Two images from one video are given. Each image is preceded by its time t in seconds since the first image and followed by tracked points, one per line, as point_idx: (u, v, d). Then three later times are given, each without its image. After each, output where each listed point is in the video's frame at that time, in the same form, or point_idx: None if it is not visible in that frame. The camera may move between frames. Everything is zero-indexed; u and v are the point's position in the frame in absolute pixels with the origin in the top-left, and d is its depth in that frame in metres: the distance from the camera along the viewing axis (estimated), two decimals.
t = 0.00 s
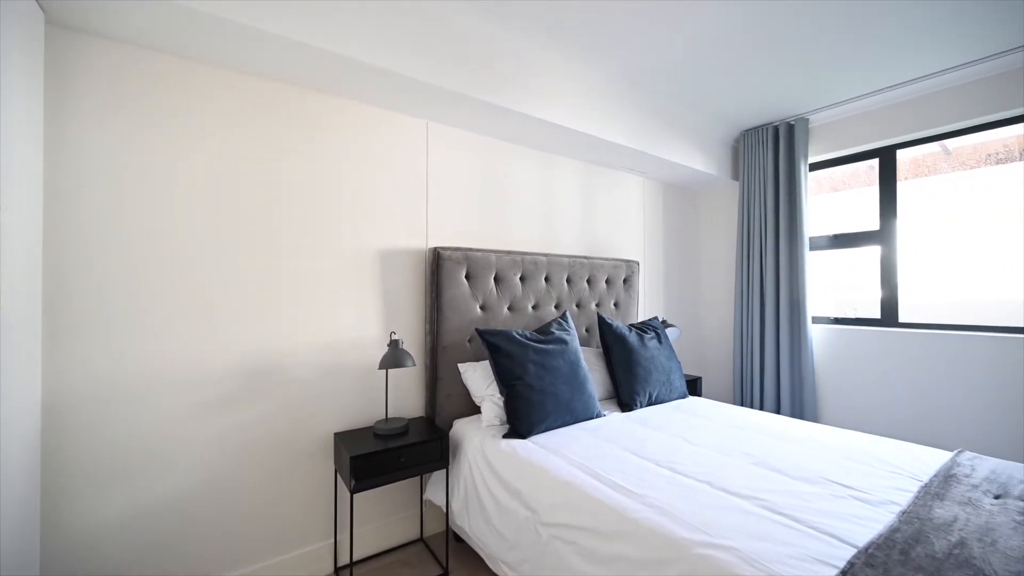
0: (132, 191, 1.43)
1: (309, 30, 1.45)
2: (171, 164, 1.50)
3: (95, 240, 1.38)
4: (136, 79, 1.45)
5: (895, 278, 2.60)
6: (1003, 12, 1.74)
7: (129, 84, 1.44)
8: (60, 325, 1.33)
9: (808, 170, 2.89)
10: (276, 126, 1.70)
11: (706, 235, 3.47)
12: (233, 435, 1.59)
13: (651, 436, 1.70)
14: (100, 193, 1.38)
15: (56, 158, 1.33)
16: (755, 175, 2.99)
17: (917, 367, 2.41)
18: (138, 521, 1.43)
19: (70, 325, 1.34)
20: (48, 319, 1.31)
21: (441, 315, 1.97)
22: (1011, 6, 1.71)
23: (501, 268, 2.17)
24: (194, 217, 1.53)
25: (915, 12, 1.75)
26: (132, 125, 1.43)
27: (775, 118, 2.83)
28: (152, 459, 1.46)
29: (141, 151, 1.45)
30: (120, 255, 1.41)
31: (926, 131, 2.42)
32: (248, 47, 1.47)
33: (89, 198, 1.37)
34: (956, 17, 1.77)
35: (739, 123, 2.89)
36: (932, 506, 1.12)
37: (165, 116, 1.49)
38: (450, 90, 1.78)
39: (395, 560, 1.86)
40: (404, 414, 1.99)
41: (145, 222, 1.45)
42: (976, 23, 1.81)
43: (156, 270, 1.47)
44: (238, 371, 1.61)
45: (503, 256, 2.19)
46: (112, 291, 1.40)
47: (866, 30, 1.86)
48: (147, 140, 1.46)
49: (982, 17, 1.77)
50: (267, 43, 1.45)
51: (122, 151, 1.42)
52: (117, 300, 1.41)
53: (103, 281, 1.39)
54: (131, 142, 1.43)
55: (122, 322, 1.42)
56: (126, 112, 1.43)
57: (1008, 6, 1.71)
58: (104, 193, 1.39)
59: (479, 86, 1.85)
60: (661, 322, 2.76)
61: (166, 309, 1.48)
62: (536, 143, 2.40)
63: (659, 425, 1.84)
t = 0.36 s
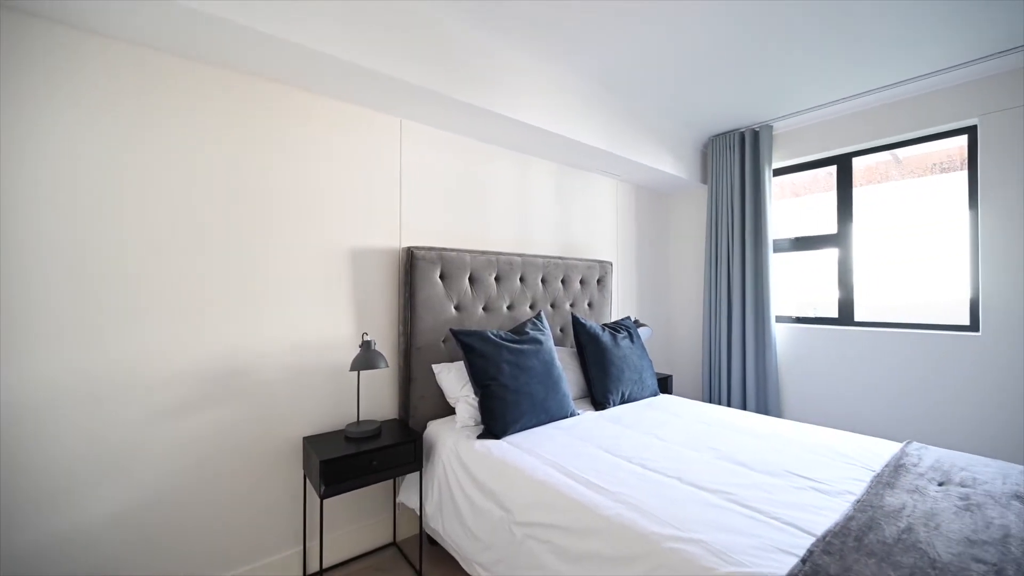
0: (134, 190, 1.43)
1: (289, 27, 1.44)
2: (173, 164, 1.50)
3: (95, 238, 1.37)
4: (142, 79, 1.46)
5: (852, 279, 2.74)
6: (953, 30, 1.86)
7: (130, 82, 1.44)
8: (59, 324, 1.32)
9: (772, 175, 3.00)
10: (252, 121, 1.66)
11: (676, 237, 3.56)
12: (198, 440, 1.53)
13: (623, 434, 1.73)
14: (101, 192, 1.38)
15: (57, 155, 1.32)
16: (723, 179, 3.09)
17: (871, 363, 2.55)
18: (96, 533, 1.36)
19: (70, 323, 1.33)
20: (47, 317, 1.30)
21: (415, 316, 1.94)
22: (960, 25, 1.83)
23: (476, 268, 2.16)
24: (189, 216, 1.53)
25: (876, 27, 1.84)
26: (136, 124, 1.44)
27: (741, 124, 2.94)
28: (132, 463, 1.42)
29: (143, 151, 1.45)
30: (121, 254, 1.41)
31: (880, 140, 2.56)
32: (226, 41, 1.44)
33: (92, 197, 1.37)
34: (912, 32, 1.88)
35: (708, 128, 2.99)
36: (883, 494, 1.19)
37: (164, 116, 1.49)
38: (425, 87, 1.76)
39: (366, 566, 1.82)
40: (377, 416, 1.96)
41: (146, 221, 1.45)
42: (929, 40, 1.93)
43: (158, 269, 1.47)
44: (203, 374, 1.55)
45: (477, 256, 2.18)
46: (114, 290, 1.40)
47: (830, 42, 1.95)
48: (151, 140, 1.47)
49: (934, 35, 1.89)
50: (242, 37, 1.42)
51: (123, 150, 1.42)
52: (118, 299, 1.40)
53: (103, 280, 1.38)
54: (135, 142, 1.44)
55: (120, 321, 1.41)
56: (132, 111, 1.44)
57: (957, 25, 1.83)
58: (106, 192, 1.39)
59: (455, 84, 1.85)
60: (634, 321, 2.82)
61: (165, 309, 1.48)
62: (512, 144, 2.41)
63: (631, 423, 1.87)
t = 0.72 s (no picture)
0: (138, 191, 1.43)
1: (265, 21, 1.40)
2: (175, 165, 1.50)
3: (96, 238, 1.36)
4: (145, 79, 1.46)
5: (822, 280, 2.84)
6: (919, 41, 1.95)
7: (128, 81, 1.43)
8: (60, 324, 1.31)
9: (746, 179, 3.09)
10: (233, 118, 1.63)
11: (654, 237, 3.62)
12: (169, 446, 1.48)
13: (602, 432, 1.74)
14: (102, 192, 1.38)
15: (58, 155, 1.31)
16: (700, 182, 3.17)
17: (839, 360, 2.65)
18: (64, 542, 1.31)
19: (70, 324, 1.32)
20: (49, 317, 1.29)
21: (395, 316, 1.92)
22: (925, 37, 1.91)
23: (457, 268, 2.15)
24: (187, 217, 1.52)
25: (849, 35, 1.91)
26: (139, 125, 1.44)
27: (717, 129, 3.02)
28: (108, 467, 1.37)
29: (145, 152, 1.45)
30: (123, 255, 1.41)
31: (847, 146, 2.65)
32: (202, 35, 1.40)
33: (95, 197, 1.36)
34: (882, 41, 1.95)
35: (685, 132, 3.05)
36: (850, 487, 1.24)
37: (165, 116, 1.49)
38: (404, 84, 1.74)
39: (344, 571, 1.79)
40: (355, 418, 1.92)
41: (149, 222, 1.45)
42: (896, 49, 2.01)
43: (162, 270, 1.47)
44: (175, 376, 1.50)
45: (458, 256, 2.17)
46: (116, 290, 1.40)
47: (805, 49, 2.01)
48: (153, 142, 1.46)
49: (901, 45, 1.97)
50: (217, 28, 1.37)
51: (126, 150, 1.42)
52: (119, 300, 1.40)
53: (105, 280, 1.38)
54: (138, 142, 1.44)
55: (122, 322, 1.40)
56: (135, 112, 1.44)
57: (923, 36, 1.91)
58: (109, 193, 1.39)
59: (435, 83, 1.84)
60: (613, 321, 2.85)
61: (165, 310, 1.48)
62: (492, 143, 2.40)
63: (610, 422, 1.89)
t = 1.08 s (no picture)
0: (140, 191, 1.43)
1: (240, 12, 1.36)
2: (175, 165, 1.50)
3: (97, 238, 1.35)
4: (145, 79, 1.45)
5: (793, 281, 2.93)
6: (886, 49, 2.03)
7: (122, 80, 1.41)
8: (60, 325, 1.29)
9: (722, 181, 3.16)
10: (221, 116, 1.60)
11: (633, 238, 3.68)
12: (138, 452, 1.41)
13: (582, 431, 1.76)
14: (101, 191, 1.36)
15: (58, 155, 1.30)
16: (678, 184, 3.23)
17: (810, 358, 2.74)
18: (33, 552, 1.25)
19: (71, 325, 1.31)
20: (49, 317, 1.28)
21: (374, 316, 1.89)
22: (891, 46, 2.00)
23: (437, 268, 2.14)
24: (181, 216, 1.51)
25: (822, 42, 1.97)
26: (140, 125, 1.43)
27: (694, 132, 3.08)
28: (75, 475, 1.30)
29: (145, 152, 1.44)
30: (123, 255, 1.39)
31: (818, 151, 2.75)
32: (179, 26, 1.35)
33: (95, 196, 1.35)
34: (852, 48, 2.02)
35: (664, 135, 3.11)
36: (819, 480, 1.29)
37: (163, 115, 1.48)
38: (387, 83, 1.73)
39: None
40: (332, 421, 1.89)
41: (149, 222, 1.44)
42: (864, 57, 2.09)
43: (162, 270, 1.47)
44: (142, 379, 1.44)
45: (439, 256, 2.16)
46: (115, 291, 1.38)
47: (781, 54, 2.07)
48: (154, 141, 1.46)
49: (869, 53, 2.06)
50: (188, 18, 1.32)
51: (126, 149, 1.40)
52: (119, 300, 1.39)
53: (105, 280, 1.36)
54: (137, 142, 1.43)
55: (122, 322, 1.39)
56: (138, 111, 1.43)
57: (890, 45, 1.99)
58: (109, 192, 1.37)
59: (415, 80, 1.82)
60: (593, 321, 2.88)
61: (164, 310, 1.47)
62: (474, 143, 2.40)
63: (589, 421, 1.91)
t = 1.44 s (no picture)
0: (139, 192, 1.45)
1: (214, 7, 1.33)
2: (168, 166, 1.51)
3: (97, 238, 1.37)
4: (144, 81, 1.47)
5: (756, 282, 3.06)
6: (840, 64, 2.15)
7: (119, 81, 1.42)
8: (61, 324, 1.31)
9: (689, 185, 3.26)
10: (207, 117, 1.60)
11: (605, 239, 3.74)
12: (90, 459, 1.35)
13: (555, 430, 1.78)
14: (101, 191, 1.38)
15: (57, 155, 1.31)
16: (647, 187, 3.31)
17: (771, 356, 2.87)
18: None
19: (72, 323, 1.33)
20: (50, 317, 1.29)
21: (344, 317, 1.85)
22: (845, 61, 2.12)
23: (409, 268, 2.11)
24: (172, 217, 1.51)
25: (782, 55, 2.07)
26: (138, 127, 1.45)
27: (663, 137, 3.17)
28: (47, 479, 1.28)
29: (142, 153, 1.46)
30: (122, 255, 1.41)
31: (778, 158, 2.88)
32: (137, 13, 1.29)
33: (95, 197, 1.37)
34: (809, 62, 2.13)
35: (635, 138, 3.18)
36: (779, 472, 1.35)
37: (157, 116, 1.49)
38: (357, 78, 1.70)
39: None
40: (299, 425, 1.83)
41: (148, 222, 1.46)
42: (821, 71, 2.20)
43: (161, 269, 1.49)
44: (94, 383, 1.36)
45: (411, 255, 2.13)
46: (116, 290, 1.40)
47: (744, 64, 2.16)
48: (150, 144, 1.47)
49: (824, 67, 2.17)
50: (152, 8, 1.28)
51: (123, 151, 1.42)
52: (119, 300, 1.41)
53: (105, 280, 1.38)
54: (133, 143, 1.44)
55: (120, 322, 1.41)
56: (136, 113, 1.45)
57: (843, 60, 2.11)
58: (107, 193, 1.39)
59: (385, 76, 1.79)
60: (566, 321, 2.91)
61: (162, 309, 1.49)
62: (447, 142, 2.38)
63: (562, 420, 1.93)
